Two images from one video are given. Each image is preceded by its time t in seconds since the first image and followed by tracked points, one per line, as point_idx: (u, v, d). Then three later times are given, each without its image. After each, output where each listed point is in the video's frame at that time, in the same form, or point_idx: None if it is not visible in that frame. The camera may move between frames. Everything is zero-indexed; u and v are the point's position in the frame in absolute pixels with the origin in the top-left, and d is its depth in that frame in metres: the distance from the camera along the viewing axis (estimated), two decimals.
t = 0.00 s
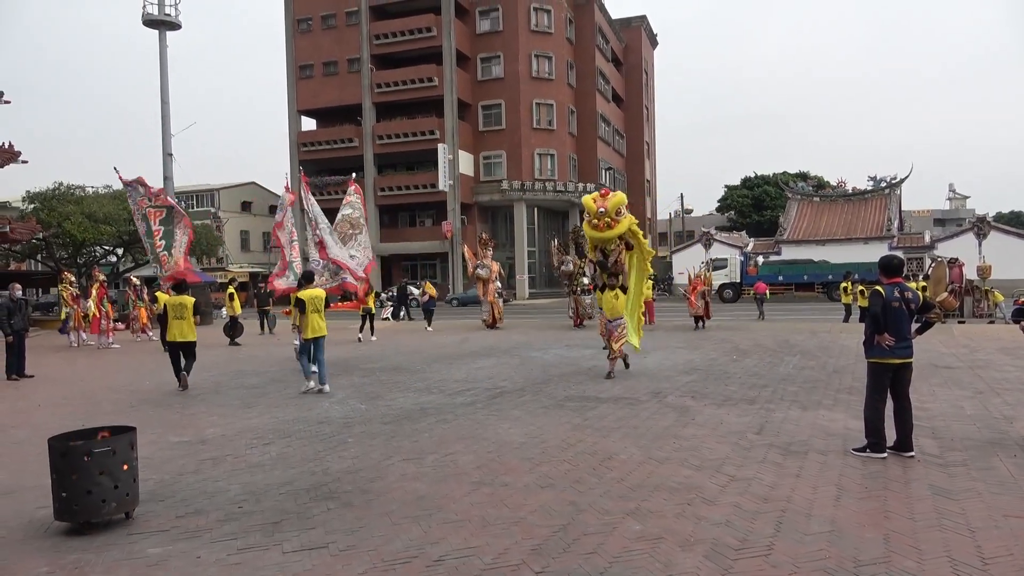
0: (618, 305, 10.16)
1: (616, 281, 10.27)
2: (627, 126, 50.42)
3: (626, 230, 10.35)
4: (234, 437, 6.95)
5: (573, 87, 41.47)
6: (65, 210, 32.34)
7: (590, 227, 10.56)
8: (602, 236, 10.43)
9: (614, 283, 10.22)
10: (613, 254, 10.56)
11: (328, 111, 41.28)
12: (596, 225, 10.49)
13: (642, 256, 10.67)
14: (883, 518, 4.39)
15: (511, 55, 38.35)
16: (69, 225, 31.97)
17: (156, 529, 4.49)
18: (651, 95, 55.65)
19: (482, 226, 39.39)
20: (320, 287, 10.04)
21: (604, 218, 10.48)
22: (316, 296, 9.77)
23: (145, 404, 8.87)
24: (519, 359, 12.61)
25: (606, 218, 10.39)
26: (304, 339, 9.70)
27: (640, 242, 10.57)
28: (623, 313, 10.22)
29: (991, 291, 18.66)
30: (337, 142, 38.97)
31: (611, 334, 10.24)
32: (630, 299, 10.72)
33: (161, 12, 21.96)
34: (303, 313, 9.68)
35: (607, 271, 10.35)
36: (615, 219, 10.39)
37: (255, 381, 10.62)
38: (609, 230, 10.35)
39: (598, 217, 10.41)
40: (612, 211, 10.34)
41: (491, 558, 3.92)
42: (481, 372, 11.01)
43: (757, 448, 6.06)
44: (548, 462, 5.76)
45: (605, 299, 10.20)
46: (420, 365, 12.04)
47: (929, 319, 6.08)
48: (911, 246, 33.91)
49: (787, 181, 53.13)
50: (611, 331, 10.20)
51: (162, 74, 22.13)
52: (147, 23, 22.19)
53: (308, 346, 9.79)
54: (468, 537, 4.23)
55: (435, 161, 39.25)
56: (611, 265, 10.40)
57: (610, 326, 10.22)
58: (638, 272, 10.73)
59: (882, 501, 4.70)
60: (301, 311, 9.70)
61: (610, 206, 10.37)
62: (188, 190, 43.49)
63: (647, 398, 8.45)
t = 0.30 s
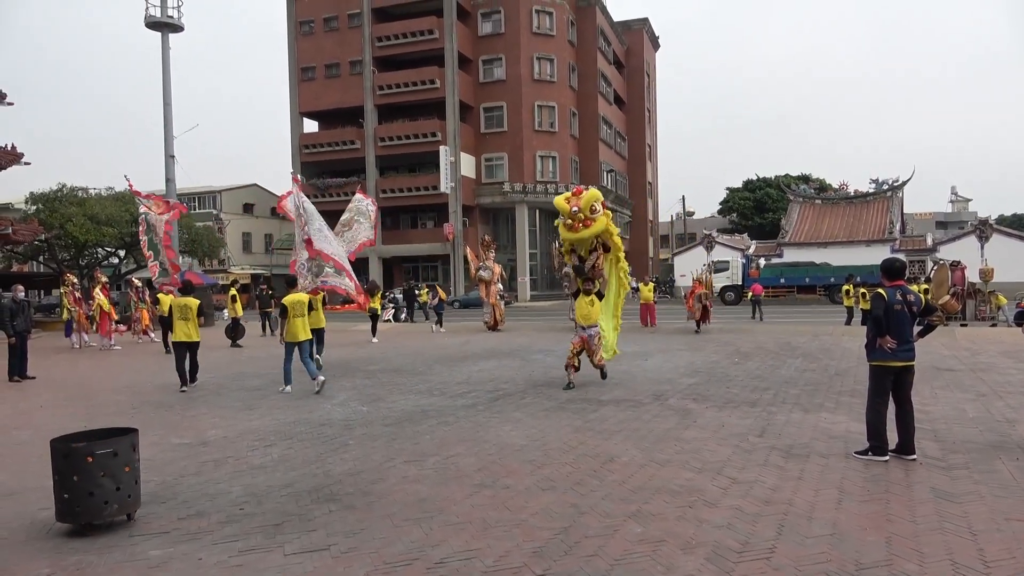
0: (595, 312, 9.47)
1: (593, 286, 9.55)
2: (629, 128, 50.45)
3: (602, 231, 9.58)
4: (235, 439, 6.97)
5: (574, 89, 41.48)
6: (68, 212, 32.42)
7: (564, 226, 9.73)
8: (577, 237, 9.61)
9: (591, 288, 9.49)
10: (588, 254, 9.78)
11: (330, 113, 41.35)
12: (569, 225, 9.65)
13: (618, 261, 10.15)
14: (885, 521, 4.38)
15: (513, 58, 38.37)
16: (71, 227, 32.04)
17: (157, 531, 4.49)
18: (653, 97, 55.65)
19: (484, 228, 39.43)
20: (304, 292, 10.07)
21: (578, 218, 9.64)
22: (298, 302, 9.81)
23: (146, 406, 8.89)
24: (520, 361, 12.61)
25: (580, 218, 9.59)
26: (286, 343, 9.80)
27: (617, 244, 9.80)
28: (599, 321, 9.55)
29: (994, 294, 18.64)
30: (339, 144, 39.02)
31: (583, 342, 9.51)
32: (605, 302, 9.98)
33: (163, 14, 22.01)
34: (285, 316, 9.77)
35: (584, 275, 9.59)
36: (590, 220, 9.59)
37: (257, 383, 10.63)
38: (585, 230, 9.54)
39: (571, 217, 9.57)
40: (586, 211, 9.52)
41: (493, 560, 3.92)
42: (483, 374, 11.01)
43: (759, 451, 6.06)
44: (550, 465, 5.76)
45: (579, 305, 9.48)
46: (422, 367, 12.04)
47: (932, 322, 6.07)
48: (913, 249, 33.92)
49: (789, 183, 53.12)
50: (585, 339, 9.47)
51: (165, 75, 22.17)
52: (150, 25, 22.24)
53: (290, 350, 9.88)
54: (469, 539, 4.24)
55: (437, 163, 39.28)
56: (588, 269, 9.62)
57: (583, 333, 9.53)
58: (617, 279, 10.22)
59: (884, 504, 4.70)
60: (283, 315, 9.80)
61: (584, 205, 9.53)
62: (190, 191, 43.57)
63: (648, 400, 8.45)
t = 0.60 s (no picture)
0: (577, 318, 8.95)
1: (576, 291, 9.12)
2: (630, 130, 50.47)
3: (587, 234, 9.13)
4: (237, 441, 6.97)
5: (576, 91, 41.51)
6: (70, 214, 32.48)
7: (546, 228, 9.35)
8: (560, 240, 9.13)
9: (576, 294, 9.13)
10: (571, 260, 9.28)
11: (332, 116, 41.40)
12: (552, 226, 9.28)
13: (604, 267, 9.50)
14: (887, 524, 4.37)
15: (515, 60, 38.40)
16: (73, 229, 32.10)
17: (159, 533, 4.50)
18: (654, 99, 55.66)
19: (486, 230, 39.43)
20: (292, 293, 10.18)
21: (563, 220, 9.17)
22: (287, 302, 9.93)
23: (148, 408, 8.90)
24: (522, 363, 12.59)
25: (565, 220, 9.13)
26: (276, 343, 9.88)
27: (602, 251, 9.37)
28: (579, 328, 9.04)
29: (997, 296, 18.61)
30: (341, 146, 39.08)
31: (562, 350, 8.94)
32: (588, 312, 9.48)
33: (166, 17, 22.06)
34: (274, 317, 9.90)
35: (569, 280, 9.11)
36: (574, 222, 9.16)
37: (259, 385, 10.63)
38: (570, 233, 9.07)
39: (556, 218, 9.10)
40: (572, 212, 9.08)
41: (495, 562, 3.92)
42: (485, 376, 11.00)
43: (761, 453, 6.05)
44: (552, 467, 5.76)
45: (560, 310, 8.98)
46: (424, 370, 12.03)
47: (934, 324, 6.07)
48: (915, 251, 33.87)
49: (790, 185, 53.11)
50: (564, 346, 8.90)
51: (167, 78, 22.21)
52: (152, 28, 22.29)
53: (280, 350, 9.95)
54: (471, 541, 4.23)
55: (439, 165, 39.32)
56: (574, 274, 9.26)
57: (561, 340, 8.96)
58: (606, 289, 9.55)
59: (886, 506, 4.70)
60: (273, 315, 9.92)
61: (570, 206, 9.09)
62: (192, 193, 43.63)
63: (650, 402, 8.45)
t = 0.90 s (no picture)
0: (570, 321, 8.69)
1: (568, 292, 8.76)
2: (633, 132, 50.50)
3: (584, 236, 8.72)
4: (240, 443, 6.98)
5: (578, 93, 41.54)
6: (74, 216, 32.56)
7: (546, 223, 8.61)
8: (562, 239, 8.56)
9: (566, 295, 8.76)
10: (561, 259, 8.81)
11: (335, 118, 41.47)
12: (554, 222, 8.57)
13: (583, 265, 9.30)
14: (891, 526, 4.36)
15: (517, 62, 38.44)
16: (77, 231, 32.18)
17: (162, 534, 4.50)
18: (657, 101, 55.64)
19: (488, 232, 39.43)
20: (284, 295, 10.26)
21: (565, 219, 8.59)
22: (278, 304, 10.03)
23: (151, 410, 8.90)
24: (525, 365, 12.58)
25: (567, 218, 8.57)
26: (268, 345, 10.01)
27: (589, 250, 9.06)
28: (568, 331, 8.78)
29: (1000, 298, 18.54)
30: (344, 148, 39.14)
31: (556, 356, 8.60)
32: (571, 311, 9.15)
33: (169, 19, 22.12)
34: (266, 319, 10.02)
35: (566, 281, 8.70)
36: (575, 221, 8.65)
37: (262, 387, 10.64)
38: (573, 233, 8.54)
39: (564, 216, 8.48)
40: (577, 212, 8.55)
41: (498, 564, 3.92)
42: (487, 378, 10.99)
43: (764, 455, 6.04)
44: (554, 469, 5.75)
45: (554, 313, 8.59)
46: (427, 371, 12.03)
47: (937, 326, 6.06)
48: (918, 253, 33.78)
49: (793, 187, 53.06)
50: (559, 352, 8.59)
51: (170, 80, 22.27)
52: (156, 30, 22.35)
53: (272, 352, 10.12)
54: (474, 543, 4.23)
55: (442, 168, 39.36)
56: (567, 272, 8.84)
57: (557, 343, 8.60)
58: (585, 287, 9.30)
59: (890, 508, 4.69)
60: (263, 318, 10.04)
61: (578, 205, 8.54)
62: (196, 195, 43.73)
63: (653, 404, 8.44)
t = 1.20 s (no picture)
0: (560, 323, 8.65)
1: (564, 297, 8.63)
2: (636, 134, 50.50)
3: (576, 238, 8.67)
4: (244, 445, 7.00)
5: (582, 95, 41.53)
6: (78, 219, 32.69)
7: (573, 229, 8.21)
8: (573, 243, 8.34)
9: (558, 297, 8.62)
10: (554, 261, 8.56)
11: (338, 121, 41.57)
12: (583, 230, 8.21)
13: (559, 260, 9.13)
14: (896, 528, 4.35)
15: (520, 64, 38.47)
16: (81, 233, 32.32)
17: (167, 536, 4.51)
18: (660, 103, 55.62)
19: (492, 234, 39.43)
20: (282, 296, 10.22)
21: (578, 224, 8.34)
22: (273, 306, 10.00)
23: (156, 412, 8.92)
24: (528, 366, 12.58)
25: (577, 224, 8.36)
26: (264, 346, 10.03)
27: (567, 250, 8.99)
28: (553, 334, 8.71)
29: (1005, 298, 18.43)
30: (347, 151, 39.21)
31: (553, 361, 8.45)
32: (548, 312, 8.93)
33: (174, 22, 22.21)
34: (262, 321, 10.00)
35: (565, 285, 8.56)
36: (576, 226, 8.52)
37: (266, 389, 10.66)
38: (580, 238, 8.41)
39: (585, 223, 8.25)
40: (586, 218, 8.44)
41: (501, 567, 3.92)
42: (490, 379, 10.99)
43: (768, 457, 6.03)
44: (557, 471, 5.74)
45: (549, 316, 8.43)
46: (430, 373, 12.04)
47: (942, 327, 6.04)
48: (923, 254, 33.64)
49: (796, 189, 52.95)
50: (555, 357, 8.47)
51: (175, 83, 22.35)
52: (161, 33, 22.44)
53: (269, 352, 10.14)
54: (477, 545, 4.23)
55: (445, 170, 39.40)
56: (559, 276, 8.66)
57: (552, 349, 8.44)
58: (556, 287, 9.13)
59: (895, 511, 4.67)
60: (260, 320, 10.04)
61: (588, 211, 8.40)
62: (200, 198, 43.88)
63: (656, 406, 8.43)
